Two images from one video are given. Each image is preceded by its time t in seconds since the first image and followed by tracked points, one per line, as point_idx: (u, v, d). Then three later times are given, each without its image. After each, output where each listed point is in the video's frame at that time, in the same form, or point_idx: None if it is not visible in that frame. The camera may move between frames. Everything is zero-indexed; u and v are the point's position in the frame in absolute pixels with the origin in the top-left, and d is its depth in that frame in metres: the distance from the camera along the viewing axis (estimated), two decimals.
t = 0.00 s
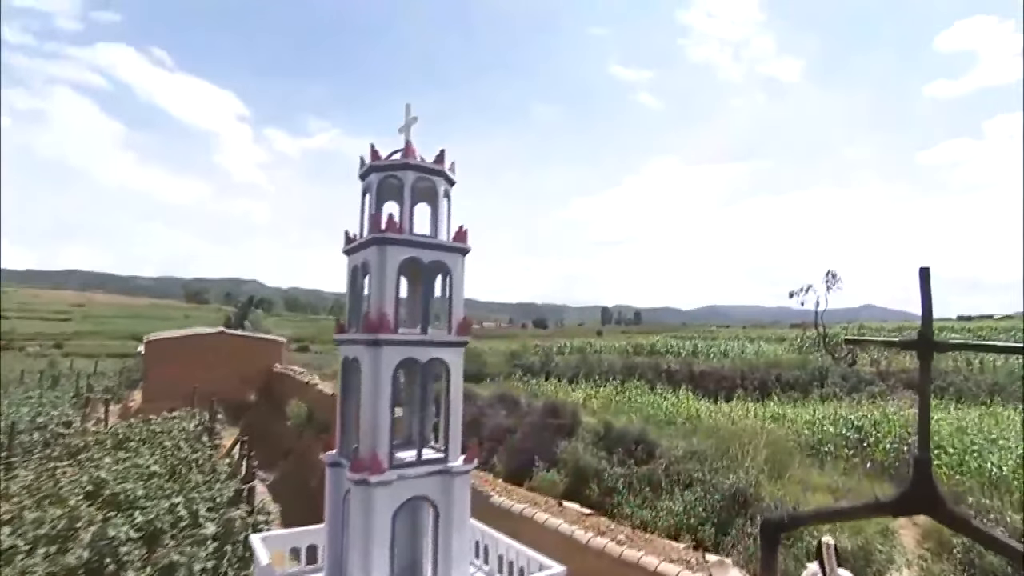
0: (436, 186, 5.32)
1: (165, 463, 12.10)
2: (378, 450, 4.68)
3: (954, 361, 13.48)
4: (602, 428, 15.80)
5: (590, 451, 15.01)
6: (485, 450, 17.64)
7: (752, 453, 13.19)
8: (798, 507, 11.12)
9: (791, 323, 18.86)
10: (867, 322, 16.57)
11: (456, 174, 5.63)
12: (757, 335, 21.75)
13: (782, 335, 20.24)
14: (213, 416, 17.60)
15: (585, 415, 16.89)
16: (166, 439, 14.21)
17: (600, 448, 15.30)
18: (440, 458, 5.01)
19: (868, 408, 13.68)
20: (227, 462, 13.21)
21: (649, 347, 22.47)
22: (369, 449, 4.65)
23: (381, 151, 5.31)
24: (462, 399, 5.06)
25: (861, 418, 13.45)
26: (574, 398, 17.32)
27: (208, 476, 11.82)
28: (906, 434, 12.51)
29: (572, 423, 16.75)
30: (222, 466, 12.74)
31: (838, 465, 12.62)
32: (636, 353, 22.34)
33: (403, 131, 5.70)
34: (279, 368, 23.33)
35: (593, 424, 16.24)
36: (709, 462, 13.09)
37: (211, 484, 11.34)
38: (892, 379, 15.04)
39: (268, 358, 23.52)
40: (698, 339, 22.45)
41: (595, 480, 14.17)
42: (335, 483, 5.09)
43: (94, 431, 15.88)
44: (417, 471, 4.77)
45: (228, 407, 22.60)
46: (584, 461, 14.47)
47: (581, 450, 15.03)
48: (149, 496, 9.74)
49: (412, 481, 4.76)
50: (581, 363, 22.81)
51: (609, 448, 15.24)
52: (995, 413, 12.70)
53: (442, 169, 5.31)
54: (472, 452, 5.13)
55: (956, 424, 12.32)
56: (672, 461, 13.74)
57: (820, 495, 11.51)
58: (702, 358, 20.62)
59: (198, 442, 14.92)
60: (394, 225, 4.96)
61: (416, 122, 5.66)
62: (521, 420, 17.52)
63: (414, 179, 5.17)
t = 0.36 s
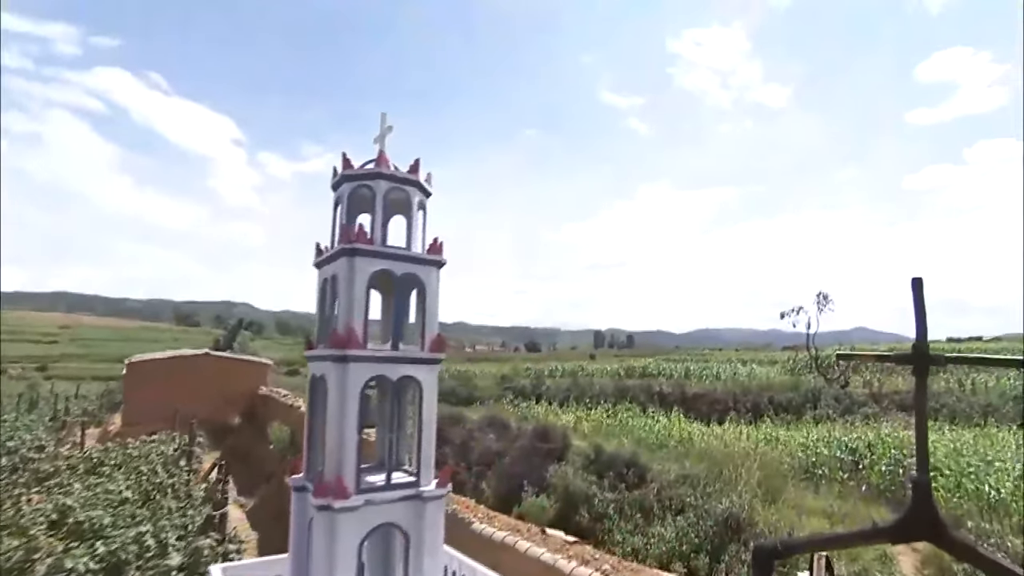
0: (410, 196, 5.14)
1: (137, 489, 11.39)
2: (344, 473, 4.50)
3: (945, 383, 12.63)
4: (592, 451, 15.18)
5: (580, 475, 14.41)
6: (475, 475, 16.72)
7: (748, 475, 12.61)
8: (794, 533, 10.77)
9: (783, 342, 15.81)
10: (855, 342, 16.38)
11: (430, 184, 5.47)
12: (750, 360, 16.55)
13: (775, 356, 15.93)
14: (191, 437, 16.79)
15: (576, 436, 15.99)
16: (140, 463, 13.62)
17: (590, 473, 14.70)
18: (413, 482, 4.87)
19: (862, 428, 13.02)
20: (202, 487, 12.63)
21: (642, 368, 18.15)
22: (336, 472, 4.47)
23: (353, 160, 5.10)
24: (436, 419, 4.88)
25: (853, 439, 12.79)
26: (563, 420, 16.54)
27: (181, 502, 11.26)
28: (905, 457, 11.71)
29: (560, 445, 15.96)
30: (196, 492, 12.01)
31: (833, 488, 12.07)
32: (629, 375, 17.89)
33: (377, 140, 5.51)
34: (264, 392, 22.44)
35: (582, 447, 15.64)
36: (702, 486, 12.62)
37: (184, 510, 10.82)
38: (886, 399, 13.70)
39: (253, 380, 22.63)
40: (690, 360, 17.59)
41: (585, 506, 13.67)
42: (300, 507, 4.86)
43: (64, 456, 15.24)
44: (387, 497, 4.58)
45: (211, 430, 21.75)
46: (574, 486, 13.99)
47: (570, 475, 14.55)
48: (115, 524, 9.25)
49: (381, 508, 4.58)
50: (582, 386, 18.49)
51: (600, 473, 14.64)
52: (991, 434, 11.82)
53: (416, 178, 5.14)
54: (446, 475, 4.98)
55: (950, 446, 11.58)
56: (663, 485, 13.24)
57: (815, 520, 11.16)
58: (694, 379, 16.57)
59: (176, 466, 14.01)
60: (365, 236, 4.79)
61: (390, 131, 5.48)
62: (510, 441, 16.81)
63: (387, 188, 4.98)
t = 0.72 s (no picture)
0: (387, 203, 5.00)
1: (110, 513, 10.91)
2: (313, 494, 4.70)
3: (938, 402, 11.86)
4: (584, 474, 14.61)
5: (571, 499, 14.05)
6: (464, 498, 16.34)
7: (743, 496, 12.08)
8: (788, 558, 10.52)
9: (775, 364, 13.94)
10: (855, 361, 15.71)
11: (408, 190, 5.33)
12: (745, 383, 14.29)
13: (769, 379, 13.90)
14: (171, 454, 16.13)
15: (569, 458, 15.25)
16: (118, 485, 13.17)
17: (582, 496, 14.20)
18: (385, 502, 5.11)
19: (858, 448, 11.99)
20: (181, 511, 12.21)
21: (637, 391, 15.77)
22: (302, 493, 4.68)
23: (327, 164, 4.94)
24: (411, 439, 5.08)
25: (850, 459, 11.85)
26: (555, 442, 15.67)
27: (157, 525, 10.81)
28: (904, 477, 11.02)
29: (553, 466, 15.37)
30: (174, 516, 11.57)
31: (830, 511, 11.46)
32: (623, 398, 15.71)
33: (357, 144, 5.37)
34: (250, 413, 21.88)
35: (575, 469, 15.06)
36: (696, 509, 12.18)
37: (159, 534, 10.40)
38: (880, 420, 12.07)
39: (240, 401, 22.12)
40: (684, 383, 15.26)
41: (577, 530, 13.36)
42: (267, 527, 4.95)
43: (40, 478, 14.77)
44: (354, 519, 4.79)
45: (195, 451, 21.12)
46: (566, 510, 13.65)
47: (562, 499, 14.16)
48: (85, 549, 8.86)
49: (349, 530, 4.78)
50: (550, 414, 16.29)
51: (592, 496, 14.10)
52: (989, 454, 11.37)
53: (393, 185, 5.00)
54: (419, 496, 5.23)
55: (950, 466, 11.08)
56: (657, 507, 12.77)
57: (812, 544, 10.85)
58: (688, 401, 14.49)
59: (154, 488, 13.43)
60: (339, 245, 4.74)
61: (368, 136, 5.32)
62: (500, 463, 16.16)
63: (362, 195, 4.85)
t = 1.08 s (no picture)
0: (365, 210, 4.87)
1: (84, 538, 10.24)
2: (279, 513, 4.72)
3: (936, 421, 11.77)
4: (578, 495, 13.83)
5: (564, 521, 13.41)
6: (455, 521, 15.34)
7: (739, 512, 11.61)
8: None
9: (772, 385, 13.17)
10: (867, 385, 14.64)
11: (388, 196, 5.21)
12: (741, 403, 13.73)
13: (763, 400, 13.41)
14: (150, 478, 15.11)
15: (562, 480, 14.40)
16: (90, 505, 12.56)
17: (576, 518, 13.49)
18: (358, 520, 5.13)
19: (856, 468, 11.68)
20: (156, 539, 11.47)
21: (632, 410, 14.91)
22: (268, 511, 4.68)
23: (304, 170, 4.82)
24: (388, 457, 5.09)
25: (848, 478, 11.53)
26: (548, 464, 14.76)
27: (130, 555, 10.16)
28: (904, 498, 10.67)
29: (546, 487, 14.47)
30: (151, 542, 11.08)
31: (829, 532, 10.94)
32: (617, 418, 14.80)
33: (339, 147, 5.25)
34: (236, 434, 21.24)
35: (568, 491, 14.16)
36: (692, 530, 11.72)
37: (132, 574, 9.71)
38: (879, 439, 11.87)
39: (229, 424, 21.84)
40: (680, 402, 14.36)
41: (570, 553, 13.07)
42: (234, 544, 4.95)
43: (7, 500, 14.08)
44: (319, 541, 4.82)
45: (180, 473, 20.79)
46: (558, 532, 13.24)
47: (554, 520, 13.56)
48: None
49: (314, 550, 4.81)
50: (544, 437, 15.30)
51: (586, 518, 13.36)
52: (989, 473, 11.04)
53: (371, 192, 4.87)
54: (392, 517, 5.24)
55: (949, 486, 10.76)
56: (653, 532, 12.03)
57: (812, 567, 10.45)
58: (684, 421, 13.77)
59: (130, 512, 12.69)
60: (312, 254, 4.70)
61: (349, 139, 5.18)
62: (492, 483, 15.35)
63: (339, 202, 4.73)
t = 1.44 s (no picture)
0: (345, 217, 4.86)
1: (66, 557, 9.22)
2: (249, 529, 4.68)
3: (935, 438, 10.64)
4: (573, 516, 10.58)
5: (559, 542, 10.29)
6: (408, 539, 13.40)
7: (734, 532, 10.00)
8: None
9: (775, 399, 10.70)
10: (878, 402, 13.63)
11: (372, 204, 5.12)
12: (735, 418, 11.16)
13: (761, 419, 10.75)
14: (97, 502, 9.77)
15: (556, 499, 10.81)
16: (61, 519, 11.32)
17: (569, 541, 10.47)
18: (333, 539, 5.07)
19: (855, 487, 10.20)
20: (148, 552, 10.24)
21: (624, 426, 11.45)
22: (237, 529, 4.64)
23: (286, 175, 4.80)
24: (363, 471, 5.09)
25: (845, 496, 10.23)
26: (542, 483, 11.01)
27: None
28: (908, 517, 9.68)
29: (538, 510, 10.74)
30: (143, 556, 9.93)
31: (829, 552, 9.80)
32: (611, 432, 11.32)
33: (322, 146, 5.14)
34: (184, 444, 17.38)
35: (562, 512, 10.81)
36: (689, 550, 9.94)
37: None
38: (878, 457, 10.33)
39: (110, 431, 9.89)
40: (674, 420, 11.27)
41: None
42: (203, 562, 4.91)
43: None
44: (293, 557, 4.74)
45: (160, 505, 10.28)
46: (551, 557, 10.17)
47: (545, 543, 10.40)
48: None
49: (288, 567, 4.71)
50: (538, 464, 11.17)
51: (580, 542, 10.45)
52: (991, 492, 10.50)
53: (353, 199, 4.83)
54: (369, 534, 5.15)
55: (953, 504, 10.20)
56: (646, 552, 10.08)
57: None
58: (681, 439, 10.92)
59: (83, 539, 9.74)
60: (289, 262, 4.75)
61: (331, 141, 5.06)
62: (483, 504, 10.94)
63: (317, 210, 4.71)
